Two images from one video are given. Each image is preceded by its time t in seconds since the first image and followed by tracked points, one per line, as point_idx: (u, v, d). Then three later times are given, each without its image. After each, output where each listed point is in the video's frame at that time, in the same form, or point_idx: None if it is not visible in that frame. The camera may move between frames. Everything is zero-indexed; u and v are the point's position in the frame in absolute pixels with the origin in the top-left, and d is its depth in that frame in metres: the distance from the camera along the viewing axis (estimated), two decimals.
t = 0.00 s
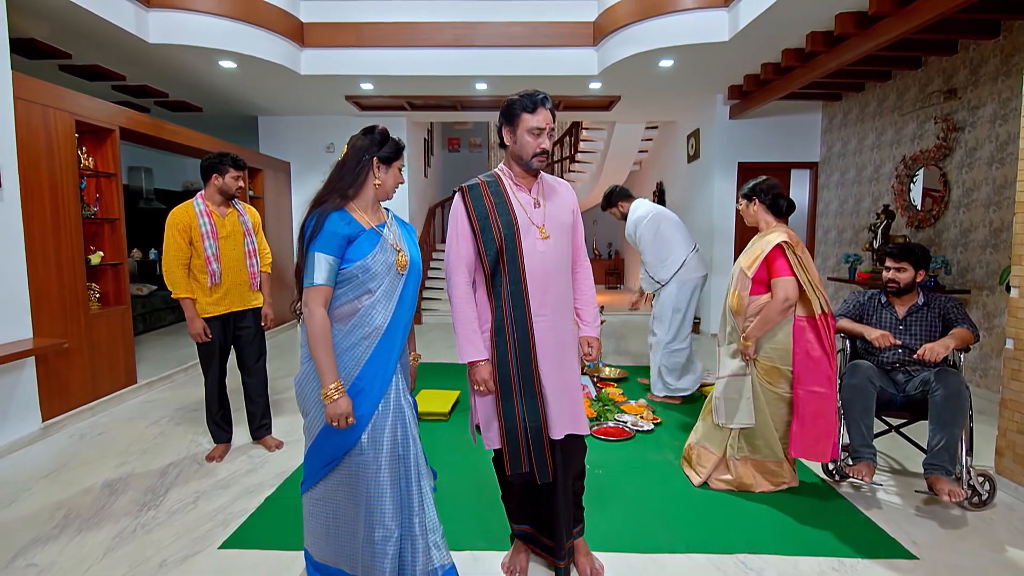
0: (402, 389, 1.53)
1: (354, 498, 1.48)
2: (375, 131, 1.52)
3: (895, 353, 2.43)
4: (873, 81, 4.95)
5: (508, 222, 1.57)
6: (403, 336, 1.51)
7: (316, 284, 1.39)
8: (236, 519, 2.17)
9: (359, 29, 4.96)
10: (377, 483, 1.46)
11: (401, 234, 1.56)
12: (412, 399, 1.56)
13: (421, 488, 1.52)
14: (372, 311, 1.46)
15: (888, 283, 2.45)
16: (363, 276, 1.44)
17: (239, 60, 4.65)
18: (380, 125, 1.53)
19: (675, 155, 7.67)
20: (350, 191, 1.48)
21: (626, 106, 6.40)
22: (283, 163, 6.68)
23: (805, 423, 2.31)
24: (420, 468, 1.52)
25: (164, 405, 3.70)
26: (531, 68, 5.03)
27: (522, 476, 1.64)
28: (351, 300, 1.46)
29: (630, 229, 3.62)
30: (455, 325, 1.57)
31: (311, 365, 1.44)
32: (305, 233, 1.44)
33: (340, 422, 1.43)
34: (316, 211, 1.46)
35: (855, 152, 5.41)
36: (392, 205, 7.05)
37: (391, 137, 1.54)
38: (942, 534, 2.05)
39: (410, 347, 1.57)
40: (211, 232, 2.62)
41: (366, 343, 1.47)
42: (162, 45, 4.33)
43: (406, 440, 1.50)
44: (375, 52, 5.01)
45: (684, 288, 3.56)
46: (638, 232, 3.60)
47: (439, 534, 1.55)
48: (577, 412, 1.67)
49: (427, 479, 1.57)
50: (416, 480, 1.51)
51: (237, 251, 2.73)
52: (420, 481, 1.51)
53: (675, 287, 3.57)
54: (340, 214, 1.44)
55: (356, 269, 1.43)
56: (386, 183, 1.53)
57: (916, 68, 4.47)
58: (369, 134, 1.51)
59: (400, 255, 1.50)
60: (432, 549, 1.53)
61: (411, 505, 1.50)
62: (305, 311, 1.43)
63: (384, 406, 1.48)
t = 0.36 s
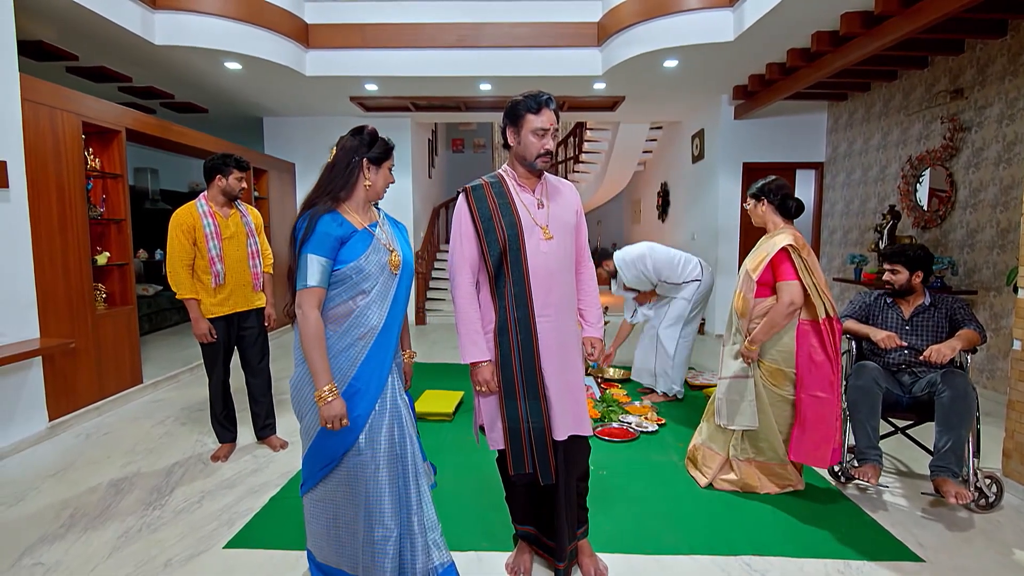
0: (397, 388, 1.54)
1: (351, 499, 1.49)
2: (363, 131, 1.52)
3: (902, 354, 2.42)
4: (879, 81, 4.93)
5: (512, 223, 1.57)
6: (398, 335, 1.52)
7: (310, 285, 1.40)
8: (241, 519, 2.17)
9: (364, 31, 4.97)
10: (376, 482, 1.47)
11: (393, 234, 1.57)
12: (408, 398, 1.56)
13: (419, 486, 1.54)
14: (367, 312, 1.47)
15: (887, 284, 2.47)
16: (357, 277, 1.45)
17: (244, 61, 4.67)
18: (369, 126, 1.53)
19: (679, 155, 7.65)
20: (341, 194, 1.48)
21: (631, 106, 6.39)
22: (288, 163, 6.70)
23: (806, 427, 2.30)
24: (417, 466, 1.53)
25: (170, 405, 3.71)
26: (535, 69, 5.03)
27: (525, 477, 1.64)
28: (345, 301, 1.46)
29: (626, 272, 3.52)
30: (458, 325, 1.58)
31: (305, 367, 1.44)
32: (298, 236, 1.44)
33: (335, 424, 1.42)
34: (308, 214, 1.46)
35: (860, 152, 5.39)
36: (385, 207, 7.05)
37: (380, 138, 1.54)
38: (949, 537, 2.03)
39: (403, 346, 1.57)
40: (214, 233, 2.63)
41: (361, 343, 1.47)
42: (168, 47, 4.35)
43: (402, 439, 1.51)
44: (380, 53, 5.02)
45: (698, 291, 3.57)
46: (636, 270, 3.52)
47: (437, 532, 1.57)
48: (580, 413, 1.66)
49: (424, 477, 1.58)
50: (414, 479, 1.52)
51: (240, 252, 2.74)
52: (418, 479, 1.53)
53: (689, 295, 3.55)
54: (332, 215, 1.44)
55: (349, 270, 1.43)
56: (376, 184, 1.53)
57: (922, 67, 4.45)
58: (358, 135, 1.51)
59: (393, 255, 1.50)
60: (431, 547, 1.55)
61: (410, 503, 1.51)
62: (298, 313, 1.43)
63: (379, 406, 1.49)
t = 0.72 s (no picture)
0: (391, 388, 1.55)
1: (347, 500, 1.49)
2: (354, 132, 1.52)
3: (904, 356, 2.41)
4: (881, 82, 4.92)
5: (514, 224, 1.58)
6: (391, 336, 1.53)
7: (303, 288, 1.39)
8: (243, 519, 2.17)
9: (366, 32, 4.98)
10: (373, 483, 1.47)
11: (385, 235, 1.57)
12: (402, 398, 1.57)
13: (415, 485, 1.55)
14: (360, 313, 1.47)
15: (886, 285, 2.47)
16: (350, 279, 1.45)
17: (247, 63, 4.68)
18: (358, 127, 1.53)
19: (681, 156, 7.64)
20: (332, 195, 1.47)
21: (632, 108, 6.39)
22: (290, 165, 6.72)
23: (806, 427, 2.29)
24: (413, 465, 1.54)
25: (172, 406, 3.72)
26: (537, 71, 5.03)
27: (528, 478, 1.64)
28: (338, 303, 1.46)
29: (627, 293, 3.62)
30: (461, 326, 1.57)
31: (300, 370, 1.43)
32: (290, 238, 1.43)
33: (331, 425, 1.42)
34: (300, 216, 1.45)
35: (863, 153, 5.38)
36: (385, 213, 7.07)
37: (370, 139, 1.53)
38: (953, 539, 2.03)
39: (395, 347, 1.58)
40: (217, 234, 2.63)
41: (355, 345, 1.47)
42: (171, 49, 4.36)
43: (397, 438, 1.52)
44: (382, 55, 5.03)
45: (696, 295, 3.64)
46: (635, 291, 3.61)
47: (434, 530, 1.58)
48: (583, 413, 1.66)
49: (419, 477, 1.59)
50: (410, 478, 1.53)
51: (242, 254, 2.75)
52: (414, 478, 1.54)
53: (689, 300, 3.61)
54: (324, 217, 1.44)
55: (342, 272, 1.44)
56: (367, 184, 1.52)
57: (925, 68, 4.44)
58: (348, 137, 1.51)
59: (386, 257, 1.51)
60: (428, 545, 1.56)
61: (406, 502, 1.52)
62: (292, 315, 1.42)
63: (374, 407, 1.49)
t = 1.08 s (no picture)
0: (384, 391, 1.55)
1: (342, 504, 1.49)
2: (346, 135, 1.52)
3: (905, 357, 2.41)
4: (881, 84, 4.93)
5: (515, 227, 1.58)
6: (383, 339, 1.54)
7: (296, 292, 1.39)
8: (244, 521, 2.18)
9: (367, 34, 4.99)
10: (366, 486, 1.47)
11: (378, 239, 1.57)
12: (395, 401, 1.57)
13: (409, 487, 1.55)
14: (353, 316, 1.47)
15: (886, 287, 2.48)
16: (343, 283, 1.45)
17: (248, 65, 4.70)
18: (351, 128, 1.53)
19: (682, 157, 7.65)
20: (326, 199, 1.48)
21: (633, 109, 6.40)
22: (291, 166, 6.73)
23: (806, 426, 2.31)
24: (406, 467, 1.55)
25: (173, 407, 3.72)
26: (537, 73, 5.04)
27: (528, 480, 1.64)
28: (331, 307, 1.46)
29: (629, 276, 3.58)
30: (461, 328, 1.57)
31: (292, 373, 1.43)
32: (283, 242, 1.43)
33: (323, 429, 1.42)
34: (292, 219, 1.45)
35: (863, 155, 5.38)
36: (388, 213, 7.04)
37: (363, 140, 1.54)
38: (954, 541, 2.03)
39: (388, 350, 1.58)
40: (220, 236, 2.64)
41: (347, 348, 1.47)
42: (173, 51, 4.38)
43: (391, 441, 1.53)
44: (383, 57, 5.04)
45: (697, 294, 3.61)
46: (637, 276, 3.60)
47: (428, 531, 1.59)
48: (583, 415, 1.66)
49: (413, 478, 1.60)
50: (404, 480, 1.54)
51: (245, 255, 2.75)
52: (407, 480, 1.55)
53: (689, 297, 3.59)
54: (318, 221, 1.44)
55: (335, 276, 1.44)
56: (361, 186, 1.53)
57: (926, 70, 4.45)
58: (341, 139, 1.52)
59: (379, 260, 1.51)
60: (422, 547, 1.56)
61: (400, 504, 1.53)
62: (284, 319, 1.42)
63: (367, 410, 1.49)
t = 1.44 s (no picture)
0: (379, 393, 1.55)
1: (337, 507, 1.50)
2: (338, 138, 1.51)
3: (905, 359, 2.41)
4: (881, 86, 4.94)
5: (517, 228, 1.58)
6: (377, 342, 1.54)
7: (290, 295, 1.40)
8: (244, 523, 2.17)
9: (367, 37, 5.00)
10: (361, 488, 1.48)
11: (373, 243, 1.58)
12: (389, 404, 1.58)
13: (404, 489, 1.56)
14: (346, 319, 1.48)
15: (886, 289, 2.47)
16: (337, 286, 1.45)
17: (249, 67, 4.71)
18: (343, 132, 1.53)
19: (682, 159, 7.66)
20: (322, 202, 1.48)
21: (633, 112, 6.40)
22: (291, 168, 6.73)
23: (806, 427, 2.31)
24: (401, 469, 1.55)
25: (173, 409, 3.72)
26: (538, 75, 5.05)
27: (530, 482, 1.63)
28: (325, 309, 1.46)
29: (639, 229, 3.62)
30: (463, 330, 1.57)
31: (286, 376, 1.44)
32: (278, 246, 1.43)
33: (316, 431, 1.42)
34: (288, 222, 1.45)
35: (863, 157, 5.39)
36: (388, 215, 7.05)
37: (355, 143, 1.54)
38: (955, 543, 2.02)
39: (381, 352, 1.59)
40: (223, 237, 2.64)
41: (342, 351, 1.48)
42: (173, 53, 4.39)
43: (386, 443, 1.53)
44: (384, 59, 5.05)
45: (689, 289, 3.61)
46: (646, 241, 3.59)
47: (423, 533, 1.59)
48: (585, 416, 1.67)
49: (408, 481, 1.60)
50: (399, 482, 1.54)
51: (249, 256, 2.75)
52: (402, 482, 1.55)
53: (682, 291, 3.59)
54: (314, 224, 1.44)
55: (330, 279, 1.44)
56: (355, 189, 1.53)
57: (925, 73, 4.45)
58: (332, 142, 1.51)
59: (373, 264, 1.52)
60: (418, 549, 1.57)
61: (396, 506, 1.53)
62: (279, 322, 1.43)
63: (361, 412, 1.50)
